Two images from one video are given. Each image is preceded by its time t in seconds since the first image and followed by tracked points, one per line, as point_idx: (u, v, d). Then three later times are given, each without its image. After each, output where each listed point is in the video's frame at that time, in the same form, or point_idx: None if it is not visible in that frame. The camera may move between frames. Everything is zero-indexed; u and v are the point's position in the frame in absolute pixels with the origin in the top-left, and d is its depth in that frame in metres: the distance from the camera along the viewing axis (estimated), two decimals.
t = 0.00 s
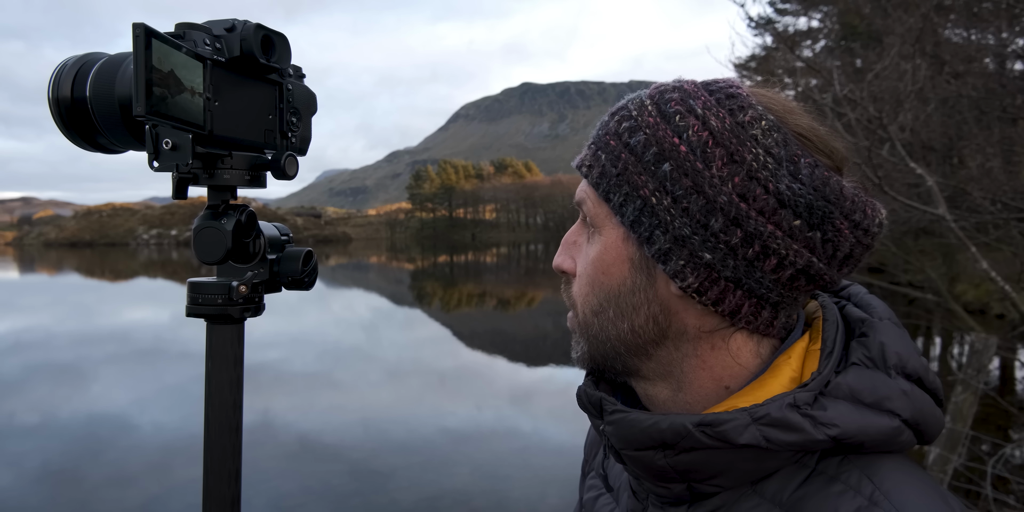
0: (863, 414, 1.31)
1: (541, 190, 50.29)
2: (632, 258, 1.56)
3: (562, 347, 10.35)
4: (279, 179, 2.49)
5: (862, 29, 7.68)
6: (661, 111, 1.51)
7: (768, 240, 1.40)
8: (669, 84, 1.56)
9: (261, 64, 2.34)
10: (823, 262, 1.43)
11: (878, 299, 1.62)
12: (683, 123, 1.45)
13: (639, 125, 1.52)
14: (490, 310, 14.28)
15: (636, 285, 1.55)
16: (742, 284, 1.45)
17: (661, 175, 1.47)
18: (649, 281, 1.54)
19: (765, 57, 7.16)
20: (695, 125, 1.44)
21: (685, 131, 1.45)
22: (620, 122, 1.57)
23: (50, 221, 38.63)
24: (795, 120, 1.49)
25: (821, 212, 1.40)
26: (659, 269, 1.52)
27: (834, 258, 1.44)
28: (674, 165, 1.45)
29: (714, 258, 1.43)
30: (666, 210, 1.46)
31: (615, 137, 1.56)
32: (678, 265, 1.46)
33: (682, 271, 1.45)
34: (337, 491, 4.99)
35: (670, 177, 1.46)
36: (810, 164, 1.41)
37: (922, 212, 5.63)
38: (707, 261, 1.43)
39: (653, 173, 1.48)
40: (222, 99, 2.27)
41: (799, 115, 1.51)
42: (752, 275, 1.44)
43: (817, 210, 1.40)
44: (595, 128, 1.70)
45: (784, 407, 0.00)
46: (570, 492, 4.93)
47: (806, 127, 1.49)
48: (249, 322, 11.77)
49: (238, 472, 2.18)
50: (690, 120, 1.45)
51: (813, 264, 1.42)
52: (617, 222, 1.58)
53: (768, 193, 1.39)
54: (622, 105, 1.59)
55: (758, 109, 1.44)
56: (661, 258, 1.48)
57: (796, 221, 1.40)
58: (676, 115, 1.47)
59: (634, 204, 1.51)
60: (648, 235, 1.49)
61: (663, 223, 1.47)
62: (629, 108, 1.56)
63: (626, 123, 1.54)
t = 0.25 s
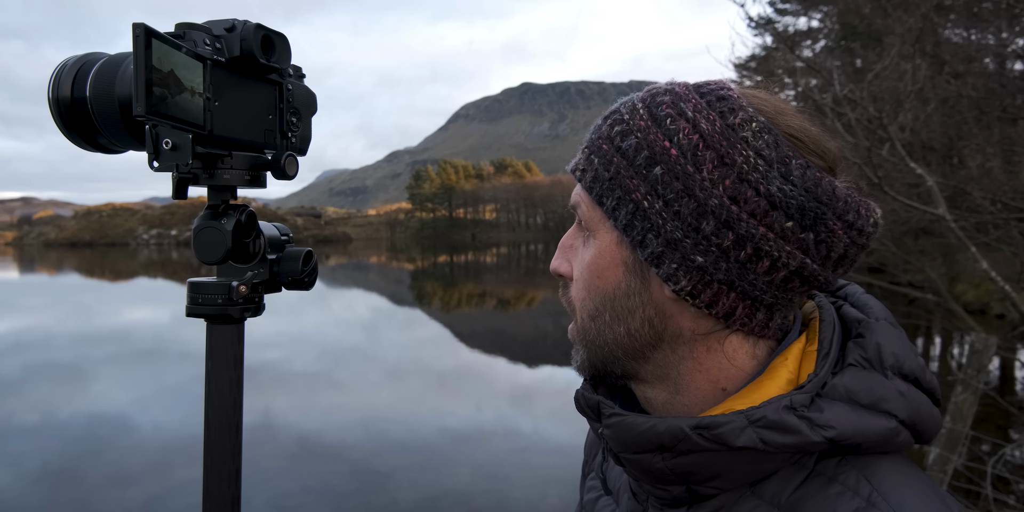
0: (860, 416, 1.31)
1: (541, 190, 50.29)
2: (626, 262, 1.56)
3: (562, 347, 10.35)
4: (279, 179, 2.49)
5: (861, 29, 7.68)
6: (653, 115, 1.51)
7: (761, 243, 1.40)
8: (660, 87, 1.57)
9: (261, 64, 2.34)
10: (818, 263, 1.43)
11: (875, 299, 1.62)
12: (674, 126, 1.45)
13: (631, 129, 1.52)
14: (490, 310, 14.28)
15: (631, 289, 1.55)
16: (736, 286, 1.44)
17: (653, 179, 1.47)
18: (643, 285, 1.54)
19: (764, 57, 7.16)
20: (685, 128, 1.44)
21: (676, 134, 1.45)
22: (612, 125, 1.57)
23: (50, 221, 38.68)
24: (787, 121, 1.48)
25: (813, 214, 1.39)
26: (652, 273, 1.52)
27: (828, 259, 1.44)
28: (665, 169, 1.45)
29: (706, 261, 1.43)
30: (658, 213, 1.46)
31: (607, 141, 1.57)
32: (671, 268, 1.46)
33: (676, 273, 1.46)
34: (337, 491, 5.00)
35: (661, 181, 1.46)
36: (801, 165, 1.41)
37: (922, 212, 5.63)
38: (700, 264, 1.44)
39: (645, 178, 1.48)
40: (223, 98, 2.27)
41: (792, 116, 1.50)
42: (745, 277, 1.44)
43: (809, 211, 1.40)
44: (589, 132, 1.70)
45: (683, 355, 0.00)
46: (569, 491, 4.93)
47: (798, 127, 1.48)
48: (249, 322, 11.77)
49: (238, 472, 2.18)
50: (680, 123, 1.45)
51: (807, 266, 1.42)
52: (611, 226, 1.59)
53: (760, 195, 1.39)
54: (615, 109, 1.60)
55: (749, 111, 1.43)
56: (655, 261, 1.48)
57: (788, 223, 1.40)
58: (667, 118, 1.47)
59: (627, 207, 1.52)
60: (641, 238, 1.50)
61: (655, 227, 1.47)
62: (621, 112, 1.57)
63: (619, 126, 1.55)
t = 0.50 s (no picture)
0: (861, 417, 1.31)
1: (541, 190, 50.28)
2: (628, 262, 1.56)
3: (562, 347, 10.35)
4: (279, 179, 2.49)
5: (861, 29, 7.69)
6: (655, 116, 1.51)
7: (764, 245, 1.41)
8: (663, 87, 1.56)
9: (261, 64, 2.34)
10: (819, 265, 1.43)
11: (876, 300, 1.62)
12: (677, 127, 1.45)
13: (633, 129, 1.52)
14: (490, 310, 14.28)
15: (632, 290, 1.55)
16: (738, 288, 1.44)
17: (656, 181, 1.47)
18: (645, 286, 1.54)
19: (764, 57, 7.16)
20: (689, 129, 1.44)
21: (679, 135, 1.45)
22: (614, 126, 1.57)
23: (50, 221, 38.70)
24: (790, 123, 1.48)
25: (816, 215, 1.40)
26: (654, 274, 1.51)
27: (831, 261, 1.44)
28: (669, 170, 1.45)
29: (709, 263, 1.44)
30: (661, 214, 1.46)
31: (609, 141, 1.56)
32: (674, 270, 1.46)
33: (678, 275, 1.46)
34: (337, 491, 5.00)
35: (664, 182, 1.46)
36: (804, 168, 1.40)
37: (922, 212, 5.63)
38: (703, 266, 1.44)
39: (648, 179, 1.49)
40: (223, 99, 2.27)
41: (795, 118, 1.49)
42: (748, 279, 1.44)
43: (812, 213, 1.40)
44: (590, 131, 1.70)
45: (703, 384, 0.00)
46: (569, 491, 4.93)
47: (801, 129, 1.48)
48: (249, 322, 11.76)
49: (238, 472, 2.18)
50: (684, 124, 1.45)
51: (808, 268, 1.42)
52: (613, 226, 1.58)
53: (763, 197, 1.39)
54: (617, 109, 1.60)
55: (752, 113, 1.43)
56: (658, 262, 1.48)
57: (791, 225, 1.40)
58: (670, 119, 1.47)
59: (629, 208, 1.51)
60: (643, 240, 1.50)
61: (658, 228, 1.47)
62: (624, 112, 1.57)
63: (620, 126, 1.55)
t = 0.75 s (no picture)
0: (863, 412, 1.31)
1: (541, 190, 50.29)
2: (683, 258, 1.43)
3: (562, 347, 10.35)
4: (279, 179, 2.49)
5: (861, 29, 7.69)
6: (707, 106, 1.45)
7: (818, 240, 1.45)
8: (693, 82, 1.52)
9: (262, 64, 2.34)
10: (835, 260, 1.54)
11: (881, 300, 1.58)
12: (739, 120, 1.42)
13: (688, 118, 1.44)
14: (490, 310, 14.28)
15: (686, 286, 1.43)
16: (791, 280, 1.46)
17: (726, 172, 1.40)
18: (700, 283, 1.43)
19: (764, 57, 7.16)
20: (753, 123, 1.42)
21: (743, 128, 1.41)
22: (659, 113, 1.47)
23: (50, 221, 38.76)
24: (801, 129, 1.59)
25: (842, 214, 1.52)
26: (715, 268, 1.43)
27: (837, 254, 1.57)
28: (739, 162, 1.40)
29: (778, 256, 1.42)
30: (733, 206, 1.40)
31: (659, 129, 1.45)
32: (745, 264, 1.41)
33: (750, 269, 1.41)
34: (337, 491, 5.00)
35: (734, 174, 1.40)
36: (832, 169, 1.51)
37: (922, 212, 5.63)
38: (774, 259, 1.42)
39: (715, 170, 1.41)
40: (223, 99, 2.27)
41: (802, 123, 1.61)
42: (798, 273, 1.46)
43: (840, 212, 1.51)
44: (607, 119, 1.56)
45: None
46: (569, 491, 4.93)
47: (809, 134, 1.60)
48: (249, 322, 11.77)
49: (238, 472, 2.18)
50: (745, 118, 1.42)
51: (831, 262, 1.52)
52: (663, 219, 1.45)
53: (817, 194, 1.44)
54: (653, 97, 1.50)
55: (791, 115, 1.48)
56: (727, 256, 1.41)
57: (829, 221, 1.48)
58: (728, 112, 1.43)
59: (694, 200, 1.42)
60: (712, 233, 1.41)
61: (730, 221, 1.41)
62: (666, 101, 1.48)
63: (671, 115, 1.45)
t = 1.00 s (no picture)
0: (868, 409, 1.31)
1: (541, 190, 50.28)
2: (732, 256, 1.46)
3: (562, 347, 10.35)
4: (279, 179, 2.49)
5: (861, 29, 7.69)
6: (749, 103, 1.46)
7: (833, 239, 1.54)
8: (725, 78, 1.54)
9: (261, 64, 2.34)
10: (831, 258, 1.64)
11: (880, 299, 1.57)
12: (782, 119, 1.45)
13: (736, 113, 1.45)
14: (490, 310, 14.27)
15: (732, 283, 1.46)
16: (812, 276, 1.52)
17: (776, 169, 1.42)
18: (742, 279, 1.47)
19: (764, 57, 7.16)
20: (793, 123, 1.46)
21: (786, 126, 1.44)
22: (706, 106, 1.46)
23: (50, 221, 38.78)
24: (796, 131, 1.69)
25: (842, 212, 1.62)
26: (757, 265, 1.47)
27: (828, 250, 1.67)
28: (785, 160, 1.43)
29: (814, 254, 1.49)
30: (782, 203, 1.43)
31: (710, 122, 1.45)
32: (789, 261, 1.45)
33: (792, 266, 1.45)
34: (337, 491, 5.00)
35: (782, 171, 1.43)
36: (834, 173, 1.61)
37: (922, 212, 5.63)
38: (812, 256, 1.48)
39: (767, 166, 1.43)
40: (222, 99, 2.27)
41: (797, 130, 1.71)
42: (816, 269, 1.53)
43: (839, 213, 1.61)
44: (643, 108, 1.53)
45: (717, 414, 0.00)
46: (569, 492, 4.93)
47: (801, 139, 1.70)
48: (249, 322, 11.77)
49: (238, 472, 2.18)
50: (786, 117, 1.45)
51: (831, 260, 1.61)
52: (714, 215, 1.46)
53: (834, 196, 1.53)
54: (697, 90, 1.49)
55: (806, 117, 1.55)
56: (774, 254, 1.44)
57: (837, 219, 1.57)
58: (770, 109, 1.45)
59: (748, 196, 1.43)
60: (762, 229, 1.43)
61: (780, 218, 1.43)
62: (710, 94, 1.47)
63: (720, 109, 1.45)
